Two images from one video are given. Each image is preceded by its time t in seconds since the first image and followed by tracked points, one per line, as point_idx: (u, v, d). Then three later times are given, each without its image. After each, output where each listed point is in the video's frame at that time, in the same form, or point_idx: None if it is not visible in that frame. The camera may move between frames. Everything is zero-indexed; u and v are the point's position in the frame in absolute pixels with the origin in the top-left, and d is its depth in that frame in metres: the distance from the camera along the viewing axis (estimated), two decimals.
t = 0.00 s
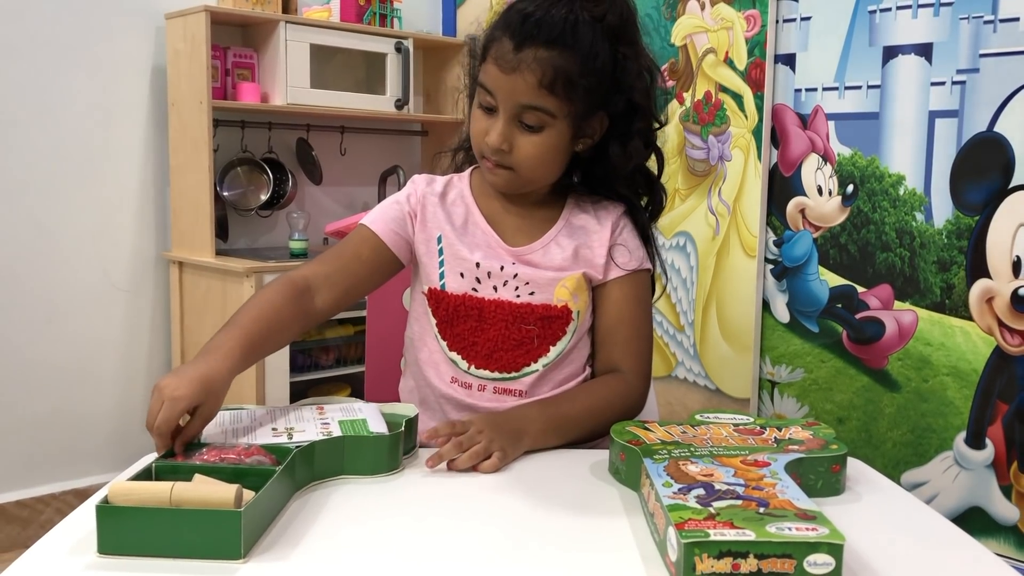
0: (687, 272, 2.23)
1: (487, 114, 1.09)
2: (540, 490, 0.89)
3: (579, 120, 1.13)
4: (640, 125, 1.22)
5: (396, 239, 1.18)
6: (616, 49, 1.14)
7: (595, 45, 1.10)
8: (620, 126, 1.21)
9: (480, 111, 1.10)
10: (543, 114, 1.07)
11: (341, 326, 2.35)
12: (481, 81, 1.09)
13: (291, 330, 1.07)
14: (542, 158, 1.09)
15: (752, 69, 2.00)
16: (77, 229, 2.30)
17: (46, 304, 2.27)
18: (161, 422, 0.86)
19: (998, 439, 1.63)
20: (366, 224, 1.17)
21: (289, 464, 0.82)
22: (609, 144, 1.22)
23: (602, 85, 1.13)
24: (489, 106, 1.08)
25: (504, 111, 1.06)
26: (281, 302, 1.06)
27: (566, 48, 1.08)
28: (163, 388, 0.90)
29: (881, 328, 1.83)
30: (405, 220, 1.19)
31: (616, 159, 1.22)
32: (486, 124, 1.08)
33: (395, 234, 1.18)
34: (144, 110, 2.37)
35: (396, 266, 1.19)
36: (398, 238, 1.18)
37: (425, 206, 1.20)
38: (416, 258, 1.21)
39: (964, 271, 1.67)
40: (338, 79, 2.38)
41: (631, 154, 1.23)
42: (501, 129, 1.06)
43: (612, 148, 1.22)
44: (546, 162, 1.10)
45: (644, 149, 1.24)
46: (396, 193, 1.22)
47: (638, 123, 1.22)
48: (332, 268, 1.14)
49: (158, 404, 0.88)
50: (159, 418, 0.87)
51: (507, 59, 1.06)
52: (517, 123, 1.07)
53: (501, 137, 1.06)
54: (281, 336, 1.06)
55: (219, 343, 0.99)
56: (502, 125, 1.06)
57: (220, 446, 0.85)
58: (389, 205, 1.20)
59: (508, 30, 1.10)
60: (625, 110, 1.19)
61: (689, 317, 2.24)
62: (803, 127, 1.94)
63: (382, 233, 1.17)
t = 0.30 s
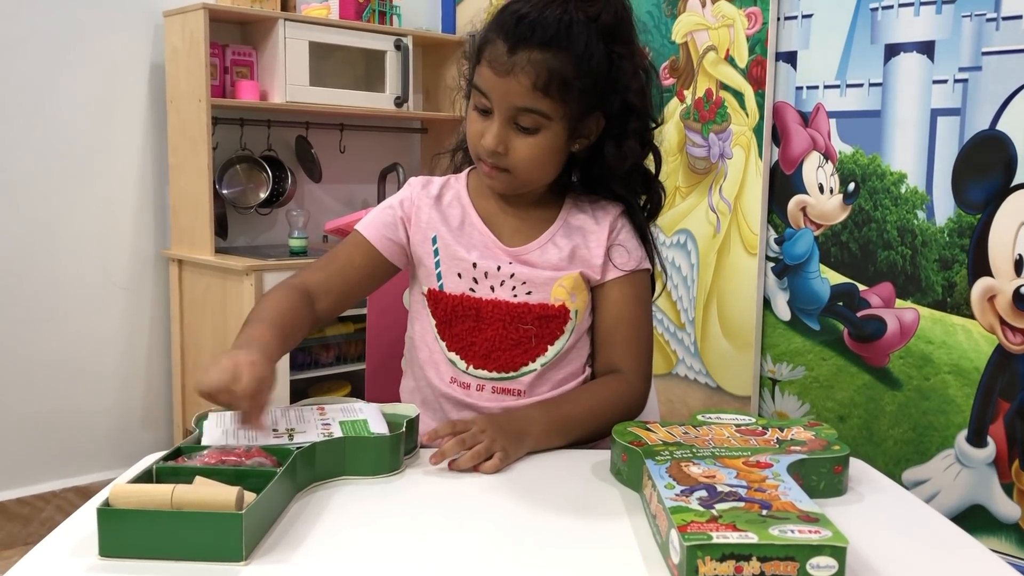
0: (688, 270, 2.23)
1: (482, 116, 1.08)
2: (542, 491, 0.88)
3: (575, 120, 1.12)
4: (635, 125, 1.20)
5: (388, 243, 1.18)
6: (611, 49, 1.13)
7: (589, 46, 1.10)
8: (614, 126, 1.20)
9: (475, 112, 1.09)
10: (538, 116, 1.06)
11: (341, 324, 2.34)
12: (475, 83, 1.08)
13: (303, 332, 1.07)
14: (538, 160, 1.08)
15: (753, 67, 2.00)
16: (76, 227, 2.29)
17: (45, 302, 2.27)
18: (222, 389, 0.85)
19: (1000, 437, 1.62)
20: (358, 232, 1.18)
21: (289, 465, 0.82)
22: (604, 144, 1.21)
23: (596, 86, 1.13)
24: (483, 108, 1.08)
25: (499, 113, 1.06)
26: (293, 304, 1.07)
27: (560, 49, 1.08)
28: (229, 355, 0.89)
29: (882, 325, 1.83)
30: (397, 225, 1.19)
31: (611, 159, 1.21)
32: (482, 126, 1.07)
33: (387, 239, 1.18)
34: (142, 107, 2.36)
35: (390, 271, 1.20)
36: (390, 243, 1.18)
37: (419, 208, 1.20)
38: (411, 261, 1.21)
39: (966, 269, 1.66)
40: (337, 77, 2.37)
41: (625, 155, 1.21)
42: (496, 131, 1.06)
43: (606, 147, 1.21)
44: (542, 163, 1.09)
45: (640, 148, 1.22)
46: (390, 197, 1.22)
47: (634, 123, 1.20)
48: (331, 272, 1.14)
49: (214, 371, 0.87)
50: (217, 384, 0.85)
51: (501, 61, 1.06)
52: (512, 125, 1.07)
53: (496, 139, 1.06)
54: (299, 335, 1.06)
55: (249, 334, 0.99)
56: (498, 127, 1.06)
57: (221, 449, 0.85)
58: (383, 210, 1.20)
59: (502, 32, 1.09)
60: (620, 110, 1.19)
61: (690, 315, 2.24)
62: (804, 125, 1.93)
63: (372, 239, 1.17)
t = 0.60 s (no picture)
0: (690, 265, 2.21)
1: (482, 108, 1.05)
2: (544, 492, 0.86)
3: (577, 112, 1.10)
4: (638, 116, 1.18)
5: (390, 239, 1.15)
6: (612, 39, 1.11)
7: (591, 37, 1.07)
8: (617, 118, 1.18)
9: (475, 105, 1.06)
10: (540, 108, 1.04)
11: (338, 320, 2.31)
12: (475, 75, 1.05)
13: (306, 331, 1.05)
14: (540, 153, 1.06)
15: (755, 59, 1.96)
16: (69, 221, 2.27)
17: (38, 297, 2.24)
18: (267, 414, 0.84)
19: (1005, 434, 1.60)
20: (359, 227, 1.16)
21: (283, 467, 0.80)
22: (606, 137, 1.18)
23: (599, 77, 1.10)
24: (484, 100, 1.05)
25: (500, 105, 1.03)
26: (293, 304, 1.04)
27: (561, 40, 1.05)
28: (279, 382, 0.89)
29: (886, 321, 1.80)
30: (400, 220, 1.17)
31: (612, 151, 1.19)
32: (482, 119, 1.05)
33: (390, 234, 1.15)
34: (137, 101, 2.34)
35: (392, 266, 1.18)
36: (392, 238, 1.16)
37: (420, 202, 1.17)
38: (412, 256, 1.19)
39: (972, 264, 1.64)
40: (335, 70, 2.35)
41: (626, 147, 1.19)
42: (497, 124, 1.03)
43: (609, 140, 1.18)
44: (544, 157, 1.07)
45: (641, 141, 1.20)
46: (391, 191, 1.19)
47: (636, 114, 1.18)
48: (332, 269, 1.12)
49: (258, 392, 0.86)
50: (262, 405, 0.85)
51: (502, 53, 1.03)
52: (514, 118, 1.04)
53: (497, 132, 1.03)
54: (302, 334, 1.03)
55: (255, 341, 0.97)
56: (499, 120, 1.03)
57: (212, 449, 0.83)
58: (384, 204, 1.17)
59: (502, 24, 1.07)
60: (622, 102, 1.16)
61: (691, 310, 2.21)
62: (807, 119, 1.90)
63: (374, 233, 1.15)
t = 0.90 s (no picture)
0: (692, 258, 2.17)
1: (489, 90, 1.02)
2: (548, 488, 0.83)
3: (587, 96, 1.06)
4: (649, 101, 1.15)
5: (386, 226, 1.12)
6: (626, 21, 1.07)
7: (603, 19, 1.04)
8: (628, 103, 1.15)
9: (481, 86, 1.03)
10: (548, 91, 1.01)
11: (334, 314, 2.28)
12: (482, 55, 1.02)
13: (295, 319, 1.01)
14: (547, 138, 1.03)
15: (760, 47, 1.93)
16: (60, 214, 2.23)
17: (28, 291, 2.20)
18: (254, 369, 0.82)
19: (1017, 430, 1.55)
20: (353, 213, 1.12)
21: (273, 463, 0.76)
22: (616, 122, 1.16)
23: (611, 60, 1.07)
24: (491, 81, 1.01)
25: (507, 88, 1.00)
26: (283, 289, 1.00)
27: (573, 20, 1.02)
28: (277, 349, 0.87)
29: (892, 314, 1.77)
30: (395, 207, 1.13)
31: (623, 138, 1.16)
32: (487, 101, 1.01)
33: (384, 222, 1.12)
34: (129, 91, 2.29)
35: (389, 254, 1.15)
36: (387, 225, 1.12)
37: (418, 188, 1.14)
38: (409, 245, 1.15)
39: (981, 255, 1.61)
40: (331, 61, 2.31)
41: (638, 133, 1.16)
42: (504, 106, 1.00)
43: (619, 125, 1.15)
44: (551, 142, 1.04)
45: (654, 126, 1.17)
46: (390, 175, 1.15)
47: (648, 99, 1.15)
48: (325, 256, 1.09)
49: (251, 351, 0.84)
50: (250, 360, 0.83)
51: (511, 32, 0.99)
52: (521, 100, 1.01)
53: (504, 115, 1.00)
54: (292, 321, 0.99)
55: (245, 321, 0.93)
56: (505, 102, 1.00)
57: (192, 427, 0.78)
58: (381, 190, 1.13)
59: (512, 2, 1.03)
60: (633, 86, 1.13)
61: (694, 304, 2.18)
62: (812, 108, 1.87)
63: (370, 222, 1.11)
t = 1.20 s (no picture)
0: (696, 249, 2.18)
1: (494, 74, 0.98)
2: (554, 484, 0.79)
3: (596, 82, 1.02)
4: (660, 88, 1.11)
5: (383, 209, 1.08)
6: (637, 4, 1.03)
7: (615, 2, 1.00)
8: (638, 89, 1.11)
9: (486, 70, 0.99)
10: (556, 76, 0.97)
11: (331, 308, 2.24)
12: (488, 37, 0.98)
13: (281, 302, 0.98)
14: (553, 125, 0.99)
15: (764, 33, 1.91)
16: (50, 206, 2.18)
17: (18, 285, 2.16)
18: (235, 343, 0.79)
19: None
20: (349, 194, 1.09)
21: (266, 458, 0.73)
22: (626, 108, 1.12)
23: (622, 46, 1.03)
24: (496, 65, 0.97)
25: (513, 73, 0.96)
26: (271, 267, 0.97)
27: (584, 4, 0.97)
28: (255, 321, 0.84)
29: (901, 306, 1.74)
30: (394, 189, 1.09)
31: (633, 125, 1.12)
32: (493, 86, 0.97)
33: (381, 204, 1.08)
34: (121, 81, 2.25)
35: (385, 239, 1.11)
36: (384, 207, 1.09)
37: (418, 171, 1.10)
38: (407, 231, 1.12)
39: (992, 245, 1.57)
40: (329, 50, 2.29)
41: (648, 121, 1.12)
42: (509, 92, 0.96)
43: (629, 112, 1.12)
44: (558, 130, 1.00)
45: (665, 114, 1.13)
46: (388, 158, 1.12)
47: (658, 86, 1.11)
48: (318, 237, 1.05)
49: (231, 325, 0.81)
50: (230, 334, 0.80)
51: (519, 15, 0.95)
52: (528, 86, 0.97)
53: (509, 101, 0.96)
54: (277, 305, 0.96)
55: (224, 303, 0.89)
56: (511, 87, 0.96)
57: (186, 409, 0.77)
58: (379, 172, 1.10)
59: None
60: (644, 72, 1.09)
61: (697, 297, 2.19)
62: (819, 95, 1.85)
63: (367, 205, 1.08)
